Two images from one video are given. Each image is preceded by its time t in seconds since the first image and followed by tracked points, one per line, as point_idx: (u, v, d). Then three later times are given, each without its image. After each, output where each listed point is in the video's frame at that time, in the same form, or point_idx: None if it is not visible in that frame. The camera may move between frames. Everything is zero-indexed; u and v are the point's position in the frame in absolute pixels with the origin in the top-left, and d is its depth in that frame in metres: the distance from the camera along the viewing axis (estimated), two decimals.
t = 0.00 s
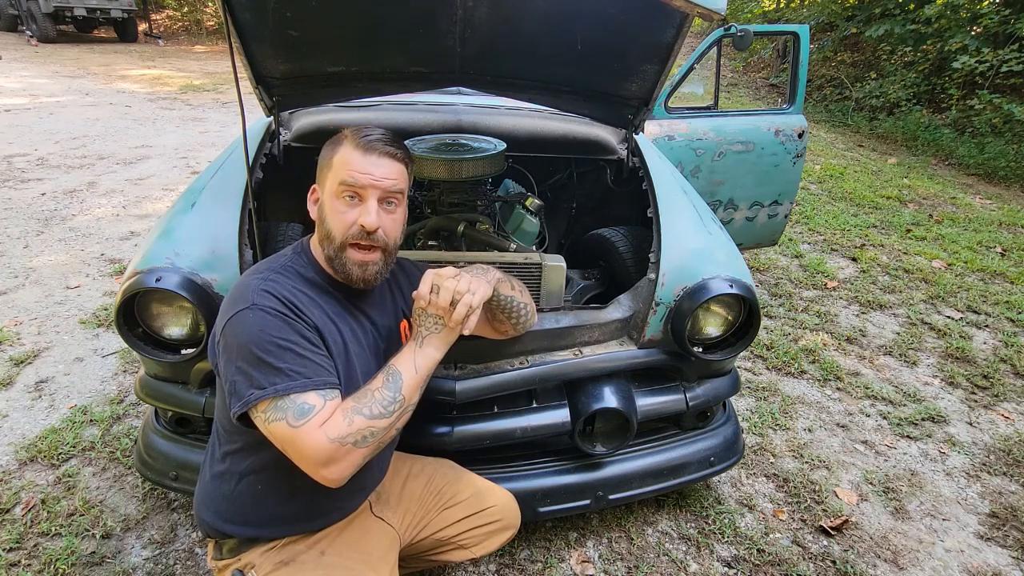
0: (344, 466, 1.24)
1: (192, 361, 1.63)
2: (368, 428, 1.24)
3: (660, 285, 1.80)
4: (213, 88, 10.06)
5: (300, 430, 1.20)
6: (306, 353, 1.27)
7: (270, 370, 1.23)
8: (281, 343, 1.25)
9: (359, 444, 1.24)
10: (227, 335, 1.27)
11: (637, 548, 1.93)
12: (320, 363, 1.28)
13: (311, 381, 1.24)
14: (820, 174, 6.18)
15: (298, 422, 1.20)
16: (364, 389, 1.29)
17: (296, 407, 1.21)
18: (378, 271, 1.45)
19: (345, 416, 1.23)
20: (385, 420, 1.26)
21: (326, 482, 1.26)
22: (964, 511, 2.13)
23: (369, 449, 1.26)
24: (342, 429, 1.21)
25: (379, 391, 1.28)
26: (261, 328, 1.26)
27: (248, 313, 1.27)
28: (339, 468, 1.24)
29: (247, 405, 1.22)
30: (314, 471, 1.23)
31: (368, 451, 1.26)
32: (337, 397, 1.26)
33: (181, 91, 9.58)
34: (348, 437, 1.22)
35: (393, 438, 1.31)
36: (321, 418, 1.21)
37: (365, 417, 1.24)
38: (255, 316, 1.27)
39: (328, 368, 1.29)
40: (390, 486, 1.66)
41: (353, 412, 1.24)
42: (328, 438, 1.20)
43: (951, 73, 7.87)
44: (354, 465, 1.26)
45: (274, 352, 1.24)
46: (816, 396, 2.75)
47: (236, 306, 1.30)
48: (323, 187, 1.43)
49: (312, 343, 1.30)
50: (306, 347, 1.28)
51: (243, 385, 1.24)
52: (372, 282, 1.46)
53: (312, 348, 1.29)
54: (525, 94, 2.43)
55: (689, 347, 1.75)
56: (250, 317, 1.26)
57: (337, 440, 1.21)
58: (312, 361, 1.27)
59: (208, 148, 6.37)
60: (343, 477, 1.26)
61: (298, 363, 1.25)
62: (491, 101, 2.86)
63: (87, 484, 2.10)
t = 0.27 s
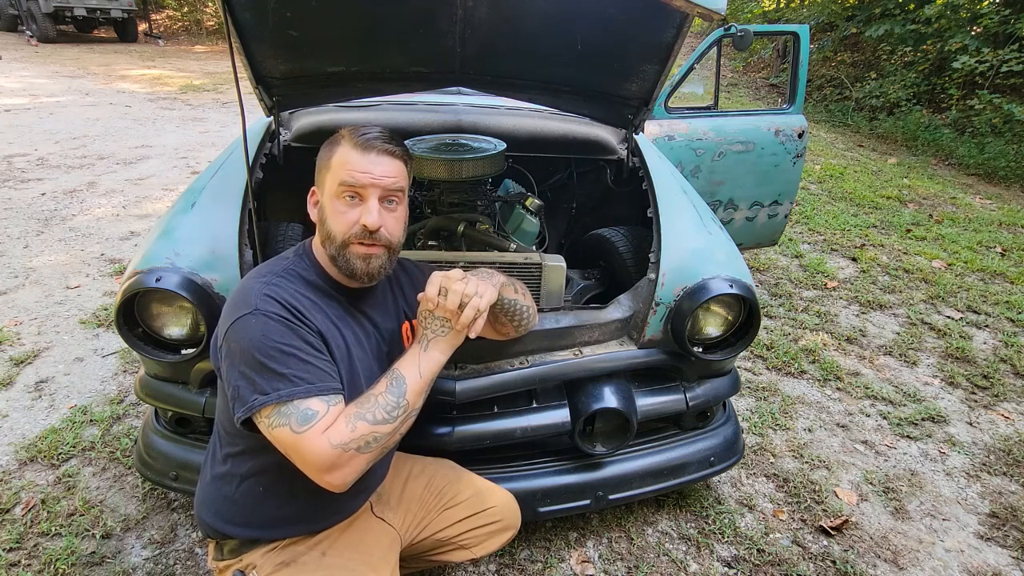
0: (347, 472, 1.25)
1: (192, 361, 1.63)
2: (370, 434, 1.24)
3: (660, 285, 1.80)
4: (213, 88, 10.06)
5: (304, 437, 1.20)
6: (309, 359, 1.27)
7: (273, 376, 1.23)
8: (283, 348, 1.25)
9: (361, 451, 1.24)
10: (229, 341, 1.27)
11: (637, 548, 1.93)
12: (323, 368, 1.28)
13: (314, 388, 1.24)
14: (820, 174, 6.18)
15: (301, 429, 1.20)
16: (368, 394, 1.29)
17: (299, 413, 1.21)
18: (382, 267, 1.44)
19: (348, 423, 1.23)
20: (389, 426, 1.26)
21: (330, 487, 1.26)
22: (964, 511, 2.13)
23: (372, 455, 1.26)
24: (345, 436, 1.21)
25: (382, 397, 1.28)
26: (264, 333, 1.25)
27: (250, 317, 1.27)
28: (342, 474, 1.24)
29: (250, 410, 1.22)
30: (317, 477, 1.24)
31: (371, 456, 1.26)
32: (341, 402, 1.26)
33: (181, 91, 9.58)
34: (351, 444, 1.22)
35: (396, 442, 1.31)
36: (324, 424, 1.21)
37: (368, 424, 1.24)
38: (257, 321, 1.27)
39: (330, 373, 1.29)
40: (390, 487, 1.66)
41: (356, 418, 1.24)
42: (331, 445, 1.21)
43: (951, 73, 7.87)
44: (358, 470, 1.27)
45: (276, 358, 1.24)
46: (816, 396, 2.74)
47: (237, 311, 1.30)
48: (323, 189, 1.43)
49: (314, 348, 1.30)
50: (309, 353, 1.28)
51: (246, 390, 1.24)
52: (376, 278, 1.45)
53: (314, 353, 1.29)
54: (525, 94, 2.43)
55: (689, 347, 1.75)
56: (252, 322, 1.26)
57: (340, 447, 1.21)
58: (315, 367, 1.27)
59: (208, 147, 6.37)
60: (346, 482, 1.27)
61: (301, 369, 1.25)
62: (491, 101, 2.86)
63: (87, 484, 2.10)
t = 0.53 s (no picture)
0: (348, 473, 1.25)
1: (192, 361, 1.63)
2: (371, 435, 1.24)
3: (660, 285, 1.80)
4: (213, 88, 10.06)
5: (304, 438, 1.20)
6: (312, 359, 1.27)
7: (275, 377, 1.23)
8: (287, 349, 1.25)
9: (362, 452, 1.24)
10: (233, 341, 1.27)
11: (637, 548, 1.93)
12: (325, 369, 1.28)
13: (316, 389, 1.24)
14: (820, 174, 6.18)
15: (302, 429, 1.20)
16: (368, 395, 1.29)
17: (301, 414, 1.21)
18: (399, 262, 1.46)
19: (349, 424, 1.23)
20: (389, 427, 1.26)
21: (330, 489, 1.26)
22: (964, 511, 2.13)
23: (372, 456, 1.26)
24: (345, 437, 1.21)
25: (383, 398, 1.28)
26: (268, 333, 1.25)
27: (255, 317, 1.27)
28: (342, 475, 1.24)
29: (253, 411, 1.22)
30: (318, 478, 1.24)
31: (371, 458, 1.26)
32: (342, 404, 1.26)
33: (181, 91, 9.58)
34: (352, 445, 1.22)
35: (397, 444, 1.31)
36: (326, 426, 1.21)
37: (369, 425, 1.24)
38: (261, 321, 1.27)
39: (333, 374, 1.29)
40: (391, 487, 1.66)
41: (356, 420, 1.24)
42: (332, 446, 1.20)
43: (951, 73, 7.87)
44: (358, 473, 1.26)
45: (279, 359, 1.24)
46: (816, 396, 2.75)
47: (242, 311, 1.30)
48: (334, 188, 1.42)
49: (317, 349, 1.30)
50: (312, 354, 1.28)
51: (249, 390, 1.24)
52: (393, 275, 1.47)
53: (317, 354, 1.29)
54: (525, 94, 2.43)
55: (689, 347, 1.75)
56: (257, 322, 1.26)
57: (341, 448, 1.21)
58: (317, 368, 1.27)
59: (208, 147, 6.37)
60: (347, 484, 1.26)
61: (304, 369, 1.25)
62: (491, 101, 2.86)
63: (87, 484, 2.10)
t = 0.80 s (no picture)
0: (333, 473, 1.22)
1: (192, 361, 1.63)
2: (358, 434, 1.22)
3: (660, 285, 1.80)
4: (213, 88, 10.06)
5: (292, 432, 1.18)
6: (306, 355, 1.26)
7: (269, 369, 1.23)
8: (283, 342, 1.25)
9: (348, 451, 1.22)
10: (233, 333, 1.27)
11: (637, 548, 1.93)
12: (320, 365, 1.27)
13: (308, 383, 1.23)
14: (820, 174, 6.18)
15: (290, 424, 1.19)
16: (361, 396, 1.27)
17: (290, 408, 1.20)
18: (406, 249, 1.46)
19: (336, 421, 1.21)
20: (379, 428, 1.24)
21: (314, 489, 1.24)
22: (964, 511, 2.13)
23: (359, 457, 1.24)
24: (331, 433, 1.20)
25: (375, 398, 1.27)
26: (266, 326, 1.26)
27: (254, 310, 1.28)
28: (326, 474, 1.22)
29: (246, 403, 1.22)
30: (301, 475, 1.21)
31: (359, 459, 1.24)
32: (333, 402, 1.25)
33: (181, 91, 9.58)
34: (338, 442, 1.20)
35: (387, 448, 1.28)
36: (312, 420, 1.20)
37: (356, 424, 1.22)
38: (261, 314, 1.27)
39: (328, 370, 1.29)
40: (391, 487, 1.66)
41: (344, 417, 1.22)
42: (317, 442, 1.19)
43: (950, 73, 7.87)
44: (343, 474, 1.24)
45: (274, 351, 1.24)
46: (816, 396, 2.75)
47: (243, 303, 1.30)
48: (336, 180, 1.43)
49: (313, 345, 1.29)
50: (307, 348, 1.27)
51: (245, 383, 1.23)
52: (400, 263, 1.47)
53: (313, 350, 1.29)
54: (525, 94, 2.43)
55: (689, 347, 1.75)
56: (256, 314, 1.27)
57: (326, 444, 1.19)
58: (310, 363, 1.26)
59: (208, 147, 6.38)
60: (331, 484, 1.24)
61: (297, 363, 1.24)
62: (491, 101, 2.86)
63: (87, 484, 2.10)
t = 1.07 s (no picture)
0: (329, 465, 1.22)
1: (192, 361, 1.63)
2: (355, 426, 1.21)
3: (660, 285, 1.80)
4: (213, 88, 10.06)
5: (289, 425, 1.19)
6: (303, 348, 1.26)
7: (266, 364, 1.23)
8: (280, 337, 1.25)
9: (344, 443, 1.21)
10: (230, 328, 1.28)
11: (637, 548, 1.93)
12: (317, 359, 1.27)
13: (305, 376, 1.23)
14: (820, 174, 6.18)
15: (287, 417, 1.19)
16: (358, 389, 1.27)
17: (287, 401, 1.20)
18: (401, 250, 1.46)
19: (332, 413, 1.21)
20: (376, 420, 1.24)
21: (312, 483, 1.23)
22: (964, 511, 2.13)
23: (356, 450, 1.23)
24: (327, 424, 1.19)
25: (372, 390, 1.26)
26: (263, 321, 1.26)
27: (252, 305, 1.28)
28: (323, 467, 1.21)
29: (244, 398, 1.22)
30: (298, 468, 1.21)
31: (356, 451, 1.23)
32: (330, 395, 1.24)
33: (181, 91, 9.58)
34: (334, 434, 1.20)
35: (385, 440, 1.28)
36: (308, 411, 1.20)
37: (353, 415, 1.21)
38: (258, 309, 1.28)
39: (325, 365, 1.29)
40: (390, 486, 1.66)
41: (341, 409, 1.22)
42: (313, 434, 1.18)
43: (950, 73, 7.87)
44: (340, 467, 1.23)
45: (271, 345, 1.24)
46: (816, 396, 2.75)
47: (241, 299, 1.31)
48: (334, 179, 1.43)
49: (310, 339, 1.30)
50: (304, 342, 1.28)
51: (243, 377, 1.24)
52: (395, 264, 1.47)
53: (310, 344, 1.29)
54: (525, 94, 2.43)
55: (689, 347, 1.75)
56: (253, 310, 1.27)
57: (322, 436, 1.19)
58: (308, 356, 1.26)
59: (208, 147, 6.38)
60: (329, 477, 1.23)
61: (294, 357, 1.25)
62: (491, 101, 2.86)
63: (87, 484, 2.10)
